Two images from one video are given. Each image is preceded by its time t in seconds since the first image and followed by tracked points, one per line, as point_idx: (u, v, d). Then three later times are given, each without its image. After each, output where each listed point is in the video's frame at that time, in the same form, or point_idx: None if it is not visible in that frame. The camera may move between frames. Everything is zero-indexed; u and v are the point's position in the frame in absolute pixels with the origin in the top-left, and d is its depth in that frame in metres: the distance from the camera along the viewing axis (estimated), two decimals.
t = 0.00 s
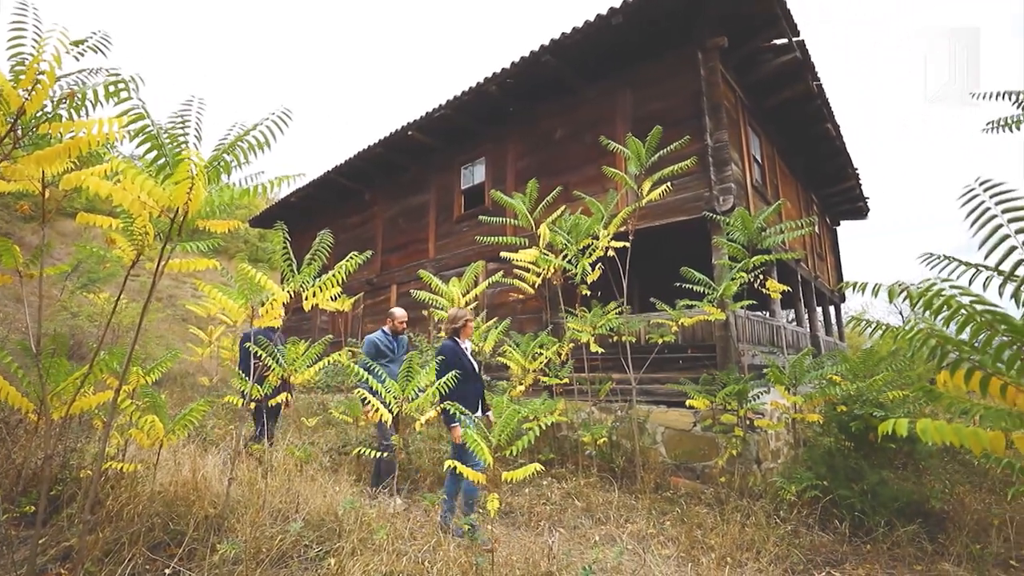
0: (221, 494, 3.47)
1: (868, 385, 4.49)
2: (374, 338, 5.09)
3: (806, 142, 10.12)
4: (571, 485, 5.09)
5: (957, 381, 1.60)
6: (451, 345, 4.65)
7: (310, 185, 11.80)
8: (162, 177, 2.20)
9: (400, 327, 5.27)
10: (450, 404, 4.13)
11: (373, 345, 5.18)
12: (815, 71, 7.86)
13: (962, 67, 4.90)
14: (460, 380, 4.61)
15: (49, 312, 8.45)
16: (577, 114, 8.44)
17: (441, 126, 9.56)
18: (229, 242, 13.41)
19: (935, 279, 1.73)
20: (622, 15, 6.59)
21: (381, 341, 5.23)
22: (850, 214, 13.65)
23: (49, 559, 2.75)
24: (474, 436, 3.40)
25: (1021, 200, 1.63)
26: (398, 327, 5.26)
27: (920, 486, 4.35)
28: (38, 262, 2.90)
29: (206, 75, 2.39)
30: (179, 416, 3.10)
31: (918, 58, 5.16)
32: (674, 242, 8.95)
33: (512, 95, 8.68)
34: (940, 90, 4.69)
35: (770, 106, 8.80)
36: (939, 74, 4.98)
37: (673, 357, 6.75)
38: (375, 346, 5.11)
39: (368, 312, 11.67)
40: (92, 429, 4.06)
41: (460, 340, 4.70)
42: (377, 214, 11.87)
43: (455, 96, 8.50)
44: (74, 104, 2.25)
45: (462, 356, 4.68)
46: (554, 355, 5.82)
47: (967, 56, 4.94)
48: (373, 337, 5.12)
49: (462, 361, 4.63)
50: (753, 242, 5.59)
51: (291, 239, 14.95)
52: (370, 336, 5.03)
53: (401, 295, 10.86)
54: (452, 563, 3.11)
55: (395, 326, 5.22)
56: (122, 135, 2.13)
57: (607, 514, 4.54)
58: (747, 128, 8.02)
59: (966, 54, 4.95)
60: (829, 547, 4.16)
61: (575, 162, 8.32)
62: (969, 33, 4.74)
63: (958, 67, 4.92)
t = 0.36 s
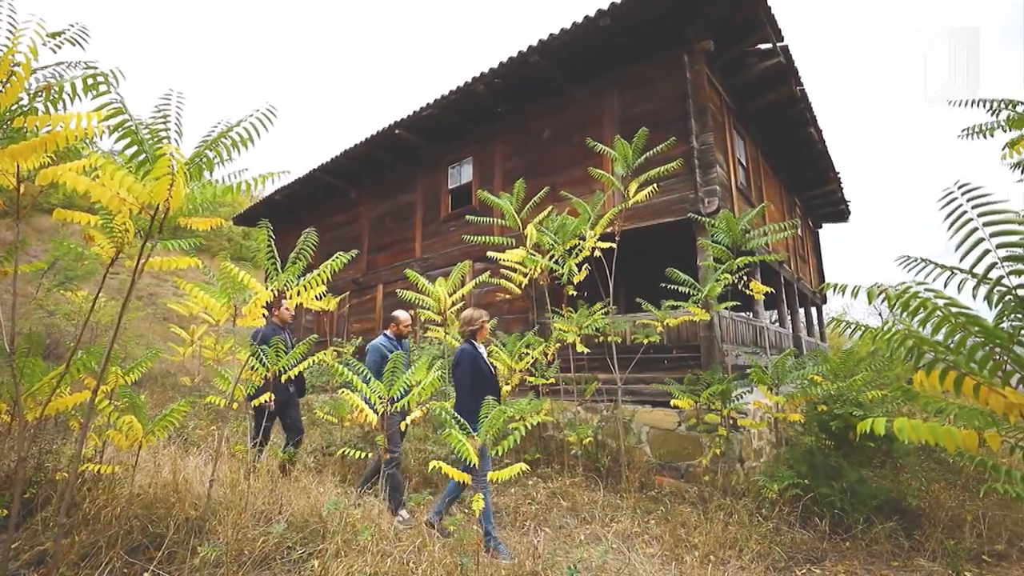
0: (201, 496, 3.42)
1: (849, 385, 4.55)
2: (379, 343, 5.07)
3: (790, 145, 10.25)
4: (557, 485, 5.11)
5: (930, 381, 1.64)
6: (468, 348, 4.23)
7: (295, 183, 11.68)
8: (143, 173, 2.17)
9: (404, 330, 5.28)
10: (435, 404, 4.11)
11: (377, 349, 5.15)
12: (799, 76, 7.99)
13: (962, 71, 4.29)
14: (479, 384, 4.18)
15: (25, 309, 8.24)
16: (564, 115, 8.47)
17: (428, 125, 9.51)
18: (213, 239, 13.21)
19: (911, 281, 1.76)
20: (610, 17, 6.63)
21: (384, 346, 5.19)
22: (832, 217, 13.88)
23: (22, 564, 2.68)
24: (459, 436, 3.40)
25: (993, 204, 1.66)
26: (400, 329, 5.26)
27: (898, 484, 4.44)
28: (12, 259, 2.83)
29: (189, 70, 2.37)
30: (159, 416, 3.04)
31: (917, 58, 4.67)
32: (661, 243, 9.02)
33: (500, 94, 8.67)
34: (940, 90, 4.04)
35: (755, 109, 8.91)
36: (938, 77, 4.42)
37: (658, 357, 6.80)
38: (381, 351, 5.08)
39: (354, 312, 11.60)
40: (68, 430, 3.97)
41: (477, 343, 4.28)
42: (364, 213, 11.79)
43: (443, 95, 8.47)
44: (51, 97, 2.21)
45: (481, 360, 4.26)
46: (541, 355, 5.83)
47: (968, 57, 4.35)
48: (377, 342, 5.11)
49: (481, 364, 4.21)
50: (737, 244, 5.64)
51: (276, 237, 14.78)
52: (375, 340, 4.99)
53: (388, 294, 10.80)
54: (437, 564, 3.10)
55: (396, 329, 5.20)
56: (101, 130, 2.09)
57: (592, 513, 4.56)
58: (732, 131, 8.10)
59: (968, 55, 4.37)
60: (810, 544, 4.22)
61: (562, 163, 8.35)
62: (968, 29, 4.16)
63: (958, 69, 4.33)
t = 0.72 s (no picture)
0: (184, 497, 3.38)
1: (831, 384, 4.62)
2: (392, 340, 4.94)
3: (775, 148, 10.38)
4: (544, 485, 5.12)
5: (910, 381, 1.69)
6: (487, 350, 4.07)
7: (282, 181, 11.56)
8: (124, 170, 2.14)
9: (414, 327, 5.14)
10: (422, 405, 4.09)
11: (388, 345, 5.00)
12: (784, 80, 8.09)
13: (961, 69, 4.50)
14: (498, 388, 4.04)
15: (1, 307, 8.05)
16: (553, 116, 8.49)
17: (417, 124, 9.48)
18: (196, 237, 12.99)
19: (891, 283, 1.80)
20: (598, 19, 6.67)
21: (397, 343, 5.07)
22: (816, 220, 14.08)
23: None
24: (446, 436, 3.39)
25: (968, 208, 1.70)
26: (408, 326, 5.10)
27: (879, 482, 4.52)
28: None
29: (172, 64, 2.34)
30: (140, 417, 2.99)
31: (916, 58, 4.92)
32: (648, 244, 9.08)
33: (489, 94, 8.67)
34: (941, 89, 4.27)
35: (741, 112, 9.01)
36: (939, 76, 4.66)
37: (645, 358, 6.85)
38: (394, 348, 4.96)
39: (341, 311, 11.52)
40: (46, 431, 3.89)
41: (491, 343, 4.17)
42: (352, 212, 11.72)
43: (431, 94, 8.45)
44: (28, 90, 2.17)
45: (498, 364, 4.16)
46: (528, 355, 5.84)
47: (968, 57, 4.53)
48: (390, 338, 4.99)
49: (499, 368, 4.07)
50: (723, 245, 5.70)
51: (262, 236, 14.63)
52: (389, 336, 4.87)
53: (375, 294, 10.74)
54: (423, 564, 3.09)
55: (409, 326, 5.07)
56: (80, 124, 2.06)
57: (579, 513, 4.58)
58: (718, 134, 8.19)
59: (967, 55, 4.53)
60: (793, 542, 4.28)
61: (550, 163, 8.37)
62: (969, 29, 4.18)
63: (958, 68, 4.53)
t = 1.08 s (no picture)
0: (167, 499, 3.34)
1: (815, 384, 4.69)
2: (409, 347, 4.44)
3: (762, 151, 10.50)
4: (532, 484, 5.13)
5: (892, 381, 1.72)
6: (501, 356, 3.66)
7: (269, 179, 11.44)
8: (106, 166, 2.11)
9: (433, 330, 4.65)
10: (410, 404, 4.08)
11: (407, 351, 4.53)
12: (771, 84, 8.19)
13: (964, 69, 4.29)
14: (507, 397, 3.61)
15: None
16: (542, 116, 8.51)
17: (406, 123, 9.44)
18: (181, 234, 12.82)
19: (873, 285, 1.83)
20: (588, 20, 6.69)
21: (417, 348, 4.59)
22: (801, 222, 14.26)
23: None
24: (435, 436, 3.38)
25: (947, 211, 1.73)
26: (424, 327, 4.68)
27: (861, 480, 4.59)
28: None
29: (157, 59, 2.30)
30: (122, 418, 2.93)
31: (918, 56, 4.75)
32: (636, 245, 9.13)
33: (478, 94, 8.67)
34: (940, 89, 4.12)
35: (729, 115, 9.10)
36: (939, 77, 4.54)
37: (633, 358, 6.89)
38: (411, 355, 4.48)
39: (328, 310, 11.44)
40: (25, 432, 3.81)
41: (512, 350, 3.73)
42: (340, 210, 11.65)
43: (421, 93, 8.42)
44: (6, 83, 2.12)
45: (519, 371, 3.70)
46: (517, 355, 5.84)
47: (968, 57, 4.35)
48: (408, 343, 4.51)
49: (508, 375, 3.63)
50: (710, 246, 5.74)
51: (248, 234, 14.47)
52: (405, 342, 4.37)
53: (363, 294, 10.68)
54: (410, 565, 3.08)
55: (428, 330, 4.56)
56: (60, 119, 2.02)
57: (567, 512, 4.60)
58: (706, 136, 8.26)
59: (967, 55, 4.35)
60: (777, 540, 4.33)
61: (540, 163, 8.38)
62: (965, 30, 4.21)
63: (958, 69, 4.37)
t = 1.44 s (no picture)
0: (150, 501, 3.29)
1: (801, 384, 4.74)
2: (433, 343, 4.35)
3: (750, 153, 10.59)
4: (521, 484, 5.13)
5: (876, 381, 1.74)
6: (528, 355, 3.62)
7: (256, 177, 11.33)
8: (90, 163, 2.08)
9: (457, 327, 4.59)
10: (399, 405, 4.06)
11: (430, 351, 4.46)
12: (759, 86, 8.27)
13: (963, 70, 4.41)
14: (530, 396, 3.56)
15: None
16: (533, 116, 8.52)
17: (396, 122, 9.41)
18: (167, 232, 12.65)
19: (858, 285, 1.86)
20: (578, 22, 6.71)
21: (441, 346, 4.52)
22: (787, 224, 14.42)
23: None
24: (423, 436, 3.36)
25: (930, 213, 1.76)
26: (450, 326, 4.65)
27: (846, 479, 4.65)
28: None
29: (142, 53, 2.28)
30: (105, 419, 2.88)
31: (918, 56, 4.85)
32: (625, 245, 9.17)
33: (469, 94, 8.66)
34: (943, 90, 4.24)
35: (717, 117, 9.17)
36: (939, 76, 4.67)
37: (622, 358, 6.92)
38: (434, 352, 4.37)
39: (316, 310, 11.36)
40: (3, 434, 3.73)
41: (539, 349, 3.67)
42: (329, 209, 11.56)
43: (411, 92, 8.39)
44: None
45: (546, 368, 3.61)
46: (505, 356, 5.84)
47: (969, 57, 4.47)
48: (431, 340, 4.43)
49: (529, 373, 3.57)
50: (699, 247, 5.78)
51: (235, 233, 14.32)
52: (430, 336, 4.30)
53: (351, 293, 10.61)
54: (398, 566, 3.07)
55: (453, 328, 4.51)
56: (42, 114, 2.00)
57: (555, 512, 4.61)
58: (695, 138, 8.32)
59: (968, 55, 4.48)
60: (763, 538, 4.38)
61: (530, 164, 8.39)
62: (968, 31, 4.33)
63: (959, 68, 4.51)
